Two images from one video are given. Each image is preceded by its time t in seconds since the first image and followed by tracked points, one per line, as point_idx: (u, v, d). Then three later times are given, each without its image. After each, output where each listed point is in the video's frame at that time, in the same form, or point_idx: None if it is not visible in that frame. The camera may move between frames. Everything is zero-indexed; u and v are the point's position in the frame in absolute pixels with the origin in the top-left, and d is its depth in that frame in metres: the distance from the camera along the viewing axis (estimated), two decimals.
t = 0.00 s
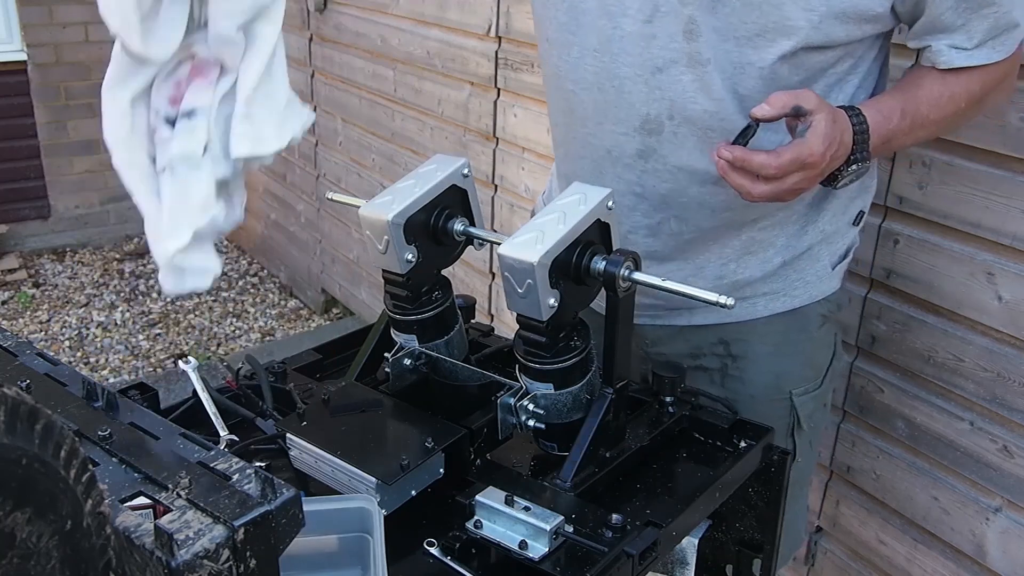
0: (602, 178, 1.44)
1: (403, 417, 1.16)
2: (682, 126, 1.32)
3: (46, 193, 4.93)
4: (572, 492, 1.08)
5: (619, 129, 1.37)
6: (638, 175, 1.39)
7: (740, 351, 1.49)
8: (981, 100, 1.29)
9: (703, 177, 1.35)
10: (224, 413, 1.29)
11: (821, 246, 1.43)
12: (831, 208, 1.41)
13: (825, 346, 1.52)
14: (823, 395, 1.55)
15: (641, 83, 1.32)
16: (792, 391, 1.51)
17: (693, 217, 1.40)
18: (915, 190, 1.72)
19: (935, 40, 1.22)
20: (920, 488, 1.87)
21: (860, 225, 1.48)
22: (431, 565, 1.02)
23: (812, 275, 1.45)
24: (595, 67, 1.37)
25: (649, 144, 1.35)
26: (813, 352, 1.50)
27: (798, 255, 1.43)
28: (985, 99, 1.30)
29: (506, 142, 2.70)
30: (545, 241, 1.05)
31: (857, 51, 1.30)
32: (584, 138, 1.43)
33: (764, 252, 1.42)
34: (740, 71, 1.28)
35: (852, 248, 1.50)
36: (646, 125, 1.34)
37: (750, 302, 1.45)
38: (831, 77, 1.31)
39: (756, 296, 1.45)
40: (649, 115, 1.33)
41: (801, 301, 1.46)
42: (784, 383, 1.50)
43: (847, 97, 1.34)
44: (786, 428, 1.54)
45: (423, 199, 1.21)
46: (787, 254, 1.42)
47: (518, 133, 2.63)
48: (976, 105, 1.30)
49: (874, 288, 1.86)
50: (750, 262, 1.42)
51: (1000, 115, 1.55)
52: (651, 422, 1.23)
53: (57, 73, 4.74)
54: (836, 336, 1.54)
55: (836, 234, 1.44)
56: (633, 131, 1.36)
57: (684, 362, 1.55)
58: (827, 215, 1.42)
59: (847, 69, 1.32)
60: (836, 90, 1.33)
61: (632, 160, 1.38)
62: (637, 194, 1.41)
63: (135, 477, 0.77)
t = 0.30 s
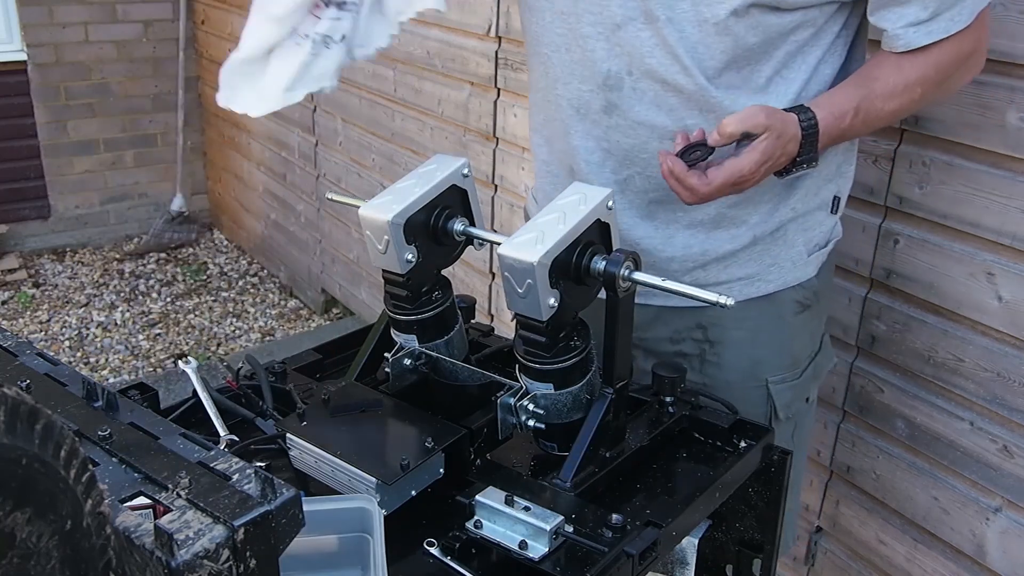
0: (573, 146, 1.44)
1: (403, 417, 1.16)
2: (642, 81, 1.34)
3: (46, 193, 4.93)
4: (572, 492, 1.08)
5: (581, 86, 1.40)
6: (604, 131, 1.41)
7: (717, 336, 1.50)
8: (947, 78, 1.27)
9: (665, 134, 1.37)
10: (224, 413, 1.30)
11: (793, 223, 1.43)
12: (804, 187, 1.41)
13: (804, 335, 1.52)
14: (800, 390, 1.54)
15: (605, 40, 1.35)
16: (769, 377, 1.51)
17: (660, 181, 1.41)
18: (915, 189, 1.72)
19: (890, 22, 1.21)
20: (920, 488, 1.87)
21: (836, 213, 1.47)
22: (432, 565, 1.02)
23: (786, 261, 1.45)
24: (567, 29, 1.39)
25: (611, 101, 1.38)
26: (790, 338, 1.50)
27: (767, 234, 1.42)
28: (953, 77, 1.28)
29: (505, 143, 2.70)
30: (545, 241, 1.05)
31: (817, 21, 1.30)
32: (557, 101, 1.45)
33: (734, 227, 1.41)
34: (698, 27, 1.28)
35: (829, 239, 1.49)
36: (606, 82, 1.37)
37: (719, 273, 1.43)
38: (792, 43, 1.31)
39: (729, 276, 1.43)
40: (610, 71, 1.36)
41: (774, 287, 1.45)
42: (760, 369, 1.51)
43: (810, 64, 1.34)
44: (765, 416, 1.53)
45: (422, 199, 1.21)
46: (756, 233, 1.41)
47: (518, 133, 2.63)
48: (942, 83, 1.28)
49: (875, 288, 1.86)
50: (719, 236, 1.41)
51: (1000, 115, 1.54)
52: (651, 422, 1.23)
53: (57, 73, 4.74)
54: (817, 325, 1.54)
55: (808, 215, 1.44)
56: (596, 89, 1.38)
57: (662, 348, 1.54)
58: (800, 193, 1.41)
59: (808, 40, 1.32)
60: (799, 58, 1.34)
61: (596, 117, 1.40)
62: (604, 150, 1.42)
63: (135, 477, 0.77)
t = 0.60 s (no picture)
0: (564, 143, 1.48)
1: (403, 417, 1.16)
2: (615, 73, 1.38)
3: (46, 193, 4.93)
4: (572, 492, 1.08)
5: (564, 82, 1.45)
6: (587, 125, 1.44)
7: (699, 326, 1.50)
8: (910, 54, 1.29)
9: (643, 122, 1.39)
10: (224, 413, 1.30)
11: (771, 205, 1.43)
12: (779, 171, 1.42)
13: (784, 323, 1.52)
14: (777, 382, 1.54)
15: (579, 33, 1.40)
16: (748, 366, 1.51)
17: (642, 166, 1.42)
18: (915, 189, 1.72)
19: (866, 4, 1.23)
20: (920, 488, 1.87)
21: (815, 198, 1.46)
22: (432, 565, 1.03)
23: (767, 249, 1.44)
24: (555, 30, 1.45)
25: (590, 96, 1.42)
26: (768, 328, 1.50)
27: (744, 216, 1.42)
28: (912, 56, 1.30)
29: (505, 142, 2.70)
30: (545, 241, 1.05)
31: None
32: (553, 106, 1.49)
33: (712, 210, 1.42)
34: (665, 16, 1.32)
35: (810, 226, 1.48)
36: (584, 76, 1.41)
37: (702, 258, 1.44)
38: (766, 23, 1.32)
39: (710, 263, 1.44)
40: (586, 66, 1.40)
41: (754, 274, 1.45)
42: (739, 359, 1.50)
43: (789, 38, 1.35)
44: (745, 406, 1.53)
45: (423, 199, 1.21)
46: (732, 215, 1.42)
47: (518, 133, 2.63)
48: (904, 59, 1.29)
49: (874, 288, 1.86)
50: (699, 220, 1.43)
51: (1000, 115, 1.54)
52: (651, 422, 1.23)
53: (56, 73, 4.74)
54: (794, 316, 1.54)
55: (787, 201, 1.43)
56: (576, 84, 1.43)
57: (647, 338, 1.55)
58: (775, 172, 1.42)
59: (782, 17, 1.33)
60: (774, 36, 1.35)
61: (579, 112, 1.44)
62: (587, 145, 1.44)
63: (135, 477, 0.77)
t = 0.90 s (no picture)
0: (555, 134, 1.48)
1: (403, 417, 1.16)
2: (613, 68, 1.36)
3: (46, 193, 4.93)
4: (572, 492, 1.08)
5: (563, 76, 1.44)
6: (582, 119, 1.42)
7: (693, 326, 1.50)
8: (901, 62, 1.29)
9: (638, 120, 1.37)
10: (224, 413, 1.30)
11: (765, 206, 1.44)
12: (773, 171, 1.43)
13: (777, 324, 1.52)
14: (770, 383, 1.54)
15: (581, 28, 1.38)
16: (742, 367, 1.51)
17: (636, 163, 1.40)
18: (915, 190, 1.72)
19: None
20: (920, 488, 1.87)
21: (807, 202, 1.48)
22: (431, 565, 1.03)
23: (761, 249, 1.44)
24: (552, 20, 1.43)
25: (586, 90, 1.40)
26: (761, 328, 1.50)
27: (739, 217, 1.42)
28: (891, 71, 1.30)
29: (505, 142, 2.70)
30: (545, 241, 1.05)
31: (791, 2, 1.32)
32: (546, 96, 1.49)
33: (707, 212, 1.43)
34: (668, 13, 1.31)
35: (800, 230, 1.49)
36: (583, 69, 1.40)
37: (696, 256, 1.44)
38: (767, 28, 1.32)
39: (704, 263, 1.44)
40: (585, 59, 1.39)
41: (749, 274, 1.45)
42: (732, 359, 1.51)
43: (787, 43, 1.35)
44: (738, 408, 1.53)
45: (423, 199, 1.21)
46: (728, 215, 1.42)
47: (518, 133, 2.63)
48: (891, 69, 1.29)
49: (875, 288, 1.86)
50: (694, 222, 1.43)
51: (1000, 115, 1.54)
52: (651, 422, 1.23)
53: (56, 73, 4.74)
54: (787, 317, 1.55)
55: (779, 204, 1.45)
56: (574, 77, 1.42)
57: (641, 340, 1.53)
58: (770, 174, 1.42)
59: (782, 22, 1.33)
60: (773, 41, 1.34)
61: (574, 106, 1.43)
62: (581, 139, 1.43)
63: (135, 477, 0.77)
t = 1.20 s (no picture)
0: (567, 143, 1.45)
1: (403, 417, 1.16)
2: (634, 92, 1.33)
3: (46, 193, 4.93)
4: (572, 492, 1.08)
5: (582, 88, 1.40)
6: (596, 136, 1.40)
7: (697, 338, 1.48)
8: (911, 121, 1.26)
9: (655, 146, 1.34)
10: (224, 412, 1.30)
11: (776, 231, 1.42)
12: (787, 191, 1.40)
13: (782, 338, 1.51)
14: (775, 394, 1.54)
15: (605, 46, 1.34)
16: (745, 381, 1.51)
17: (647, 184, 1.38)
18: (915, 190, 1.72)
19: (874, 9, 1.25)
20: (920, 488, 1.87)
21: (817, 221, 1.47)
22: (432, 565, 1.03)
23: (769, 265, 1.43)
24: (577, 27, 1.39)
25: (604, 108, 1.37)
26: (765, 342, 1.49)
27: (751, 239, 1.40)
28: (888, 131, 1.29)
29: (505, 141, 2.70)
30: (545, 241, 1.05)
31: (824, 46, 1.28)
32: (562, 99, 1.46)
33: (716, 230, 1.40)
34: (697, 44, 1.27)
35: (810, 246, 1.48)
36: (603, 86, 1.36)
37: (704, 274, 1.42)
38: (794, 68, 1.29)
39: (710, 278, 1.42)
40: (607, 77, 1.35)
41: (756, 291, 1.43)
42: (737, 373, 1.50)
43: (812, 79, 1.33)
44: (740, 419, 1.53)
45: (423, 199, 1.21)
46: (739, 235, 1.39)
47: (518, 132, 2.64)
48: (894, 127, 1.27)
49: (874, 288, 1.86)
50: (701, 240, 1.41)
51: (1000, 115, 1.54)
52: (651, 422, 1.23)
53: (56, 73, 4.74)
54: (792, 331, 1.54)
55: (792, 223, 1.43)
56: (593, 92, 1.38)
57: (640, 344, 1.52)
58: (782, 197, 1.40)
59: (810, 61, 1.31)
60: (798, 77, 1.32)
61: (590, 120, 1.40)
62: (595, 155, 1.41)
63: (135, 477, 0.77)
